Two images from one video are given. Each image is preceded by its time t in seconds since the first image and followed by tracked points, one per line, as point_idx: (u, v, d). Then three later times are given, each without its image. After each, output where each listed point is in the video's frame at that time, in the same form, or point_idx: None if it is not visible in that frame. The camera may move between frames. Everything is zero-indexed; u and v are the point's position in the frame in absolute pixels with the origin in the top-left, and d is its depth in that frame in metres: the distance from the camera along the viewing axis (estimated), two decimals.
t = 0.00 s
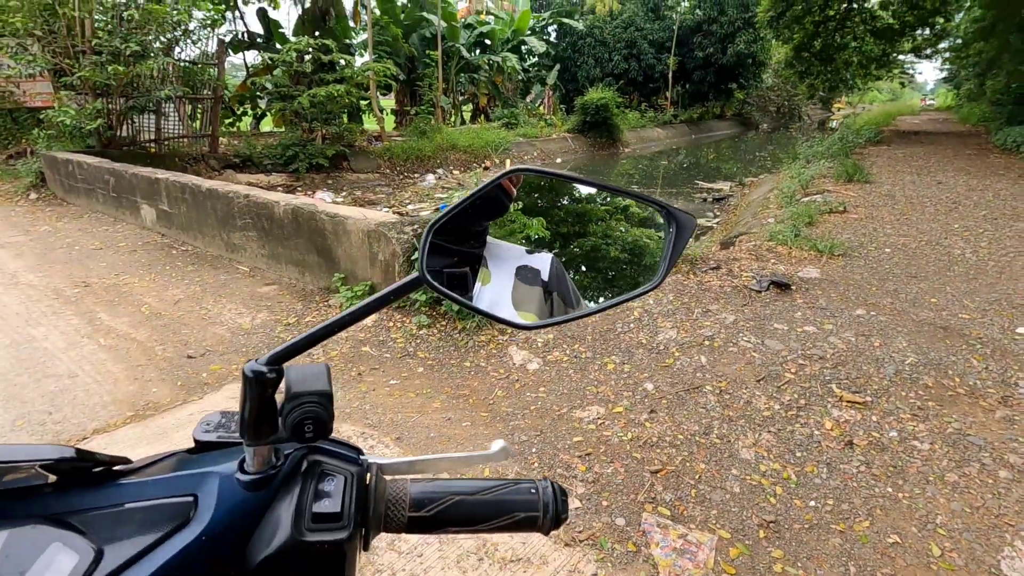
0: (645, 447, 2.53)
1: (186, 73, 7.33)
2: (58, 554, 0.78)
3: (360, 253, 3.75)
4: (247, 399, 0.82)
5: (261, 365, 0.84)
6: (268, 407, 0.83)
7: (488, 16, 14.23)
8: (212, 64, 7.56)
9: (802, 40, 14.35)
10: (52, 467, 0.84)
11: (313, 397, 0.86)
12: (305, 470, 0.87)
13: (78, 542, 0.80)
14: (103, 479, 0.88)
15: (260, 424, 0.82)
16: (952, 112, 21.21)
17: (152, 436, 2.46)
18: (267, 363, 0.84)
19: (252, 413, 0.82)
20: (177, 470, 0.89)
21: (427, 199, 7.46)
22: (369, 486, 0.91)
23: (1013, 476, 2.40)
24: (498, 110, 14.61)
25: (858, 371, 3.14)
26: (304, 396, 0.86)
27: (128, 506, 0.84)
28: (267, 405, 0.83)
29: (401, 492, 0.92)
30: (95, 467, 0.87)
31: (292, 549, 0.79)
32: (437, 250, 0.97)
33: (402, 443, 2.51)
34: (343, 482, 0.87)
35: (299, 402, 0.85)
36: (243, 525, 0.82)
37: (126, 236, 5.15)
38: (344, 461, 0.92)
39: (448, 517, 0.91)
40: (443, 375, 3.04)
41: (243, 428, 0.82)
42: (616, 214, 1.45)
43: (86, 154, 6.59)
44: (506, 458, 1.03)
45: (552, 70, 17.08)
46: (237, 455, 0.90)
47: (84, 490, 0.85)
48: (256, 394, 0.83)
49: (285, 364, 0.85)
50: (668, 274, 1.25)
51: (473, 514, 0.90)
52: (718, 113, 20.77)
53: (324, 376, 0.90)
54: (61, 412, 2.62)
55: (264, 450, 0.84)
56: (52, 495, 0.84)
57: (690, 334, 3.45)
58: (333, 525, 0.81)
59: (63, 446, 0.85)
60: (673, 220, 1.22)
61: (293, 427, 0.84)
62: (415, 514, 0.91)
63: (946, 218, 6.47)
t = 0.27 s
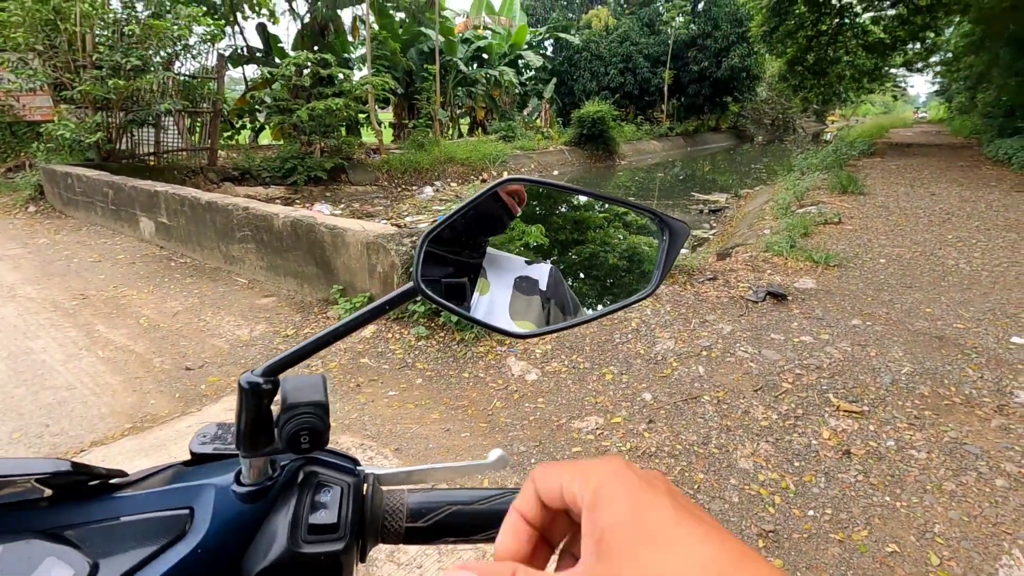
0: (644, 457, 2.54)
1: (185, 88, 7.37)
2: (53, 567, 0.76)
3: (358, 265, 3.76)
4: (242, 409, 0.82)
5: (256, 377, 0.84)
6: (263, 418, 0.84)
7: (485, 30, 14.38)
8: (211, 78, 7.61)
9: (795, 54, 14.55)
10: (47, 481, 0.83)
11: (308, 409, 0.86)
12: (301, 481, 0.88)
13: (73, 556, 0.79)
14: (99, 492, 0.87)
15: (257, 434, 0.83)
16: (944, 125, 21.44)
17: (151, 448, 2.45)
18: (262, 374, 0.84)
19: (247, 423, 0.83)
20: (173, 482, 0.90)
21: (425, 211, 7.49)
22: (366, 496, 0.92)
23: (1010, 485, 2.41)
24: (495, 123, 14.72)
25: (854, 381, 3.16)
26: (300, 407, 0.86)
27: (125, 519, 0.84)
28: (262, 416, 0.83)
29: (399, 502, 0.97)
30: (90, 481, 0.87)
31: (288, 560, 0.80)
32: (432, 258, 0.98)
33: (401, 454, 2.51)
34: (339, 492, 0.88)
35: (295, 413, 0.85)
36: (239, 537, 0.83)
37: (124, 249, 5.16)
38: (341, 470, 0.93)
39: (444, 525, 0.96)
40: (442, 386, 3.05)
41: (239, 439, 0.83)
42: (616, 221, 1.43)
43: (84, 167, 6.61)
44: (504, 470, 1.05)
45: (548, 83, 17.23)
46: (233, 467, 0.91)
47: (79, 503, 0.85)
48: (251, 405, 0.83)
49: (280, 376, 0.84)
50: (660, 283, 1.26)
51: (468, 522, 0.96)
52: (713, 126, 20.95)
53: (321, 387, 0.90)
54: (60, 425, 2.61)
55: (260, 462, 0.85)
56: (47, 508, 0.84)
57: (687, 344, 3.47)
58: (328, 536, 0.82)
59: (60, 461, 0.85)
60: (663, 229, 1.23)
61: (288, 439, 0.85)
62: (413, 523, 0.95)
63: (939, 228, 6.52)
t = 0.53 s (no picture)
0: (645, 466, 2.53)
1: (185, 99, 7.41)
2: None
3: (358, 274, 3.76)
4: (248, 422, 0.82)
5: (262, 389, 0.84)
6: (269, 429, 0.84)
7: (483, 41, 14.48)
8: (211, 90, 7.65)
9: (791, 65, 14.68)
10: (43, 498, 0.83)
11: (315, 420, 0.89)
12: (307, 496, 0.87)
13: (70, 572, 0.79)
14: (97, 508, 0.88)
15: (263, 447, 0.83)
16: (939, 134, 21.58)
17: (149, 458, 2.43)
18: (268, 386, 0.84)
19: (253, 436, 0.83)
20: (174, 497, 0.89)
21: (424, 221, 7.51)
22: (374, 513, 0.91)
23: (1012, 493, 2.40)
24: (494, 133, 14.80)
25: (855, 389, 3.16)
26: (306, 420, 0.88)
27: (123, 535, 0.85)
28: (267, 428, 0.84)
29: (407, 517, 0.94)
30: (88, 497, 0.88)
31: None
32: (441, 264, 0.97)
33: (401, 464, 2.50)
34: (347, 507, 0.86)
35: (302, 425, 0.88)
36: (243, 553, 0.83)
37: (124, 259, 5.17)
38: (348, 485, 0.92)
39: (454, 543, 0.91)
40: (442, 396, 3.04)
41: (244, 453, 0.83)
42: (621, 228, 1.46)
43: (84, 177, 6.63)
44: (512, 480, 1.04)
45: (546, 94, 17.35)
46: (237, 480, 0.90)
47: (77, 520, 0.86)
48: (257, 418, 0.83)
49: (285, 387, 0.84)
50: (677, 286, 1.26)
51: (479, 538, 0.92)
52: (711, 136, 21.07)
53: (325, 400, 0.93)
54: (58, 436, 2.59)
55: (264, 477, 0.85)
56: (44, 526, 0.84)
57: (687, 353, 3.47)
58: (337, 554, 0.80)
59: (58, 476, 0.85)
60: (682, 234, 1.25)
61: (294, 452, 0.86)
62: (422, 539, 0.92)
63: (937, 237, 6.55)
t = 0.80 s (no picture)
0: (645, 474, 2.52)
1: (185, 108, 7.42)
2: None
3: (357, 282, 3.76)
4: (243, 435, 0.83)
5: (256, 402, 0.84)
6: (263, 443, 0.84)
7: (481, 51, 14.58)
8: (211, 99, 7.67)
9: (787, 74, 14.80)
10: (29, 515, 0.84)
11: (312, 434, 0.89)
12: (304, 513, 0.89)
13: None
14: (85, 526, 0.88)
15: (258, 461, 0.84)
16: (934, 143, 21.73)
17: (145, 468, 2.41)
18: (262, 399, 0.84)
19: (248, 450, 0.83)
20: (164, 515, 0.91)
21: (422, 229, 7.53)
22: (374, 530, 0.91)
23: (1013, 500, 2.40)
24: (492, 142, 14.87)
25: (854, 396, 3.16)
26: (302, 434, 0.88)
27: (112, 557, 0.84)
28: (263, 441, 0.84)
29: (409, 536, 0.91)
30: (76, 514, 0.88)
31: None
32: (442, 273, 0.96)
33: (399, 473, 2.48)
34: (344, 524, 0.86)
35: (298, 440, 0.88)
36: (239, 568, 0.85)
37: (121, 267, 5.16)
38: (347, 503, 0.93)
39: (459, 559, 0.88)
40: (441, 404, 3.03)
41: (239, 468, 0.84)
42: (627, 231, 1.44)
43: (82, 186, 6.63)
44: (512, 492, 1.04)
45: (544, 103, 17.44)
46: (231, 497, 0.92)
47: (64, 538, 0.85)
48: (252, 431, 0.83)
49: (280, 400, 0.84)
50: (690, 294, 1.26)
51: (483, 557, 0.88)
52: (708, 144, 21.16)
53: (323, 413, 0.93)
54: (54, 446, 2.57)
55: (259, 494, 0.86)
56: (30, 544, 0.84)
57: (686, 360, 3.47)
58: (333, 571, 0.79)
59: (42, 495, 0.85)
60: (695, 238, 1.24)
61: (291, 467, 0.87)
62: (423, 558, 0.89)
63: (933, 245, 6.57)
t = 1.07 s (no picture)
0: (642, 481, 2.51)
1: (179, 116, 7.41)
2: None
3: (351, 289, 3.74)
4: (236, 446, 0.82)
5: (250, 410, 0.82)
6: (257, 454, 0.83)
7: (476, 60, 14.65)
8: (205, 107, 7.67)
9: (779, 83, 14.93)
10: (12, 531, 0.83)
11: (307, 445, 0.87)
12: (299, 528, 0.90)
13: None
14: (70, 541, 0.88)
15: (251, 475, 0.83)
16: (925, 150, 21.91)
17: (137, 478, 2.38)
18: (255, 408, 0.82)
19: (241, 461, 0.82)
20: (152, 530, 0.91)
21: (418, 237, 7.52)
22: (371, 542, 0.93)
23: (1009, 504, 2.40)
24: (487, 150, 14.92)
25: (850, 402, 3.16)
26: (298, 444, 0.87)
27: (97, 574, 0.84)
28: (256, 452, 0.83)
29: (408, 549, 0.95)
30: (60, 528, 0.87)
31: None
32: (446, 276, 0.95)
33: (395, 481, 2.46)
34: (341, 539, 0.89)
35: (294, 450, 0.86)
36: None
37: (114, 275, 5.12)
38: (343, 517, 0.94)
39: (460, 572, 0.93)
40: (436, 411, 3.01)
41: (232, 481, 0.83)
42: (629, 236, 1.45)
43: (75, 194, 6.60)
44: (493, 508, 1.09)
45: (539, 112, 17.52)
46: (223, 511, 0.92)
47: (50, 553, 0.85)
48: (245, 441, 0.82)
49: (274, 410, 0.83)
50: (701, 298, 1.27)
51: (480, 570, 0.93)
52: (701, 152, 21.29)
53: (319, 422, 0.92)
54: (44, 456, 2.53)
55: (251, 509, 0.85)
56: (13, 561, 0.84)
57: (682, 366, 3.47)
58: None
59: (24, 509, 0.84)
60: (709, 241, 1.24)
61: (285, 480, 0.86)
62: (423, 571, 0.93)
63: (926, 251, 6.61)
